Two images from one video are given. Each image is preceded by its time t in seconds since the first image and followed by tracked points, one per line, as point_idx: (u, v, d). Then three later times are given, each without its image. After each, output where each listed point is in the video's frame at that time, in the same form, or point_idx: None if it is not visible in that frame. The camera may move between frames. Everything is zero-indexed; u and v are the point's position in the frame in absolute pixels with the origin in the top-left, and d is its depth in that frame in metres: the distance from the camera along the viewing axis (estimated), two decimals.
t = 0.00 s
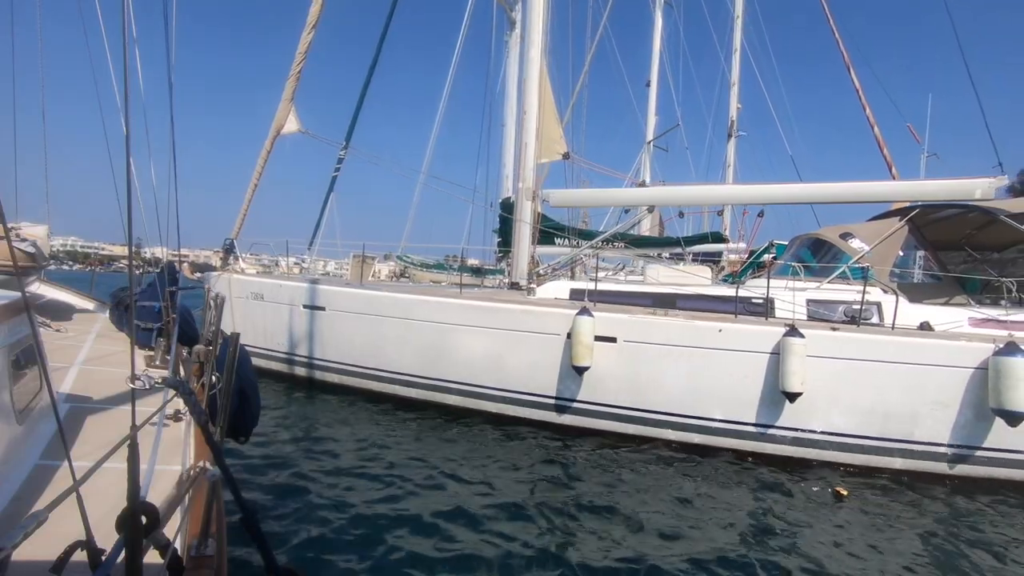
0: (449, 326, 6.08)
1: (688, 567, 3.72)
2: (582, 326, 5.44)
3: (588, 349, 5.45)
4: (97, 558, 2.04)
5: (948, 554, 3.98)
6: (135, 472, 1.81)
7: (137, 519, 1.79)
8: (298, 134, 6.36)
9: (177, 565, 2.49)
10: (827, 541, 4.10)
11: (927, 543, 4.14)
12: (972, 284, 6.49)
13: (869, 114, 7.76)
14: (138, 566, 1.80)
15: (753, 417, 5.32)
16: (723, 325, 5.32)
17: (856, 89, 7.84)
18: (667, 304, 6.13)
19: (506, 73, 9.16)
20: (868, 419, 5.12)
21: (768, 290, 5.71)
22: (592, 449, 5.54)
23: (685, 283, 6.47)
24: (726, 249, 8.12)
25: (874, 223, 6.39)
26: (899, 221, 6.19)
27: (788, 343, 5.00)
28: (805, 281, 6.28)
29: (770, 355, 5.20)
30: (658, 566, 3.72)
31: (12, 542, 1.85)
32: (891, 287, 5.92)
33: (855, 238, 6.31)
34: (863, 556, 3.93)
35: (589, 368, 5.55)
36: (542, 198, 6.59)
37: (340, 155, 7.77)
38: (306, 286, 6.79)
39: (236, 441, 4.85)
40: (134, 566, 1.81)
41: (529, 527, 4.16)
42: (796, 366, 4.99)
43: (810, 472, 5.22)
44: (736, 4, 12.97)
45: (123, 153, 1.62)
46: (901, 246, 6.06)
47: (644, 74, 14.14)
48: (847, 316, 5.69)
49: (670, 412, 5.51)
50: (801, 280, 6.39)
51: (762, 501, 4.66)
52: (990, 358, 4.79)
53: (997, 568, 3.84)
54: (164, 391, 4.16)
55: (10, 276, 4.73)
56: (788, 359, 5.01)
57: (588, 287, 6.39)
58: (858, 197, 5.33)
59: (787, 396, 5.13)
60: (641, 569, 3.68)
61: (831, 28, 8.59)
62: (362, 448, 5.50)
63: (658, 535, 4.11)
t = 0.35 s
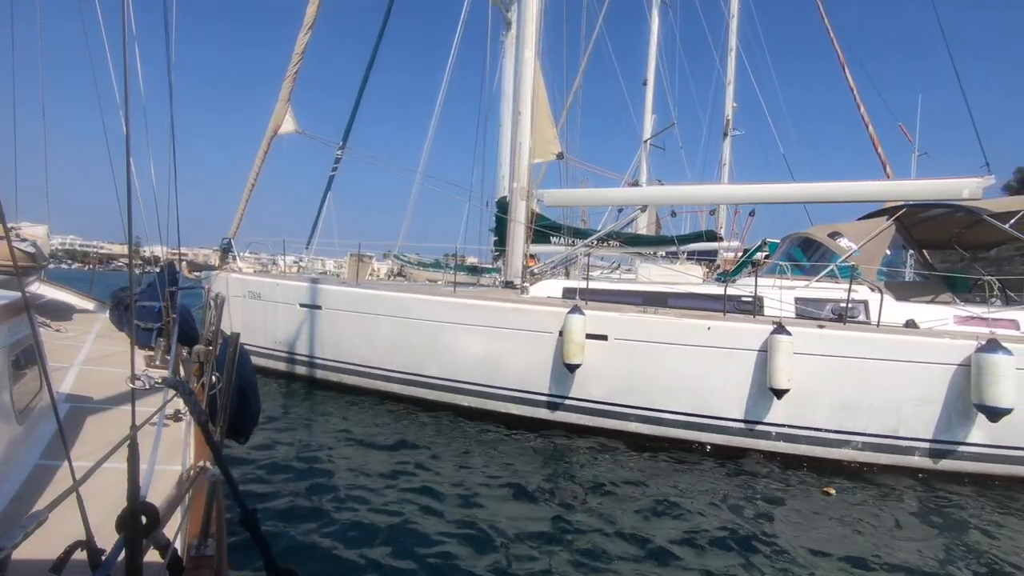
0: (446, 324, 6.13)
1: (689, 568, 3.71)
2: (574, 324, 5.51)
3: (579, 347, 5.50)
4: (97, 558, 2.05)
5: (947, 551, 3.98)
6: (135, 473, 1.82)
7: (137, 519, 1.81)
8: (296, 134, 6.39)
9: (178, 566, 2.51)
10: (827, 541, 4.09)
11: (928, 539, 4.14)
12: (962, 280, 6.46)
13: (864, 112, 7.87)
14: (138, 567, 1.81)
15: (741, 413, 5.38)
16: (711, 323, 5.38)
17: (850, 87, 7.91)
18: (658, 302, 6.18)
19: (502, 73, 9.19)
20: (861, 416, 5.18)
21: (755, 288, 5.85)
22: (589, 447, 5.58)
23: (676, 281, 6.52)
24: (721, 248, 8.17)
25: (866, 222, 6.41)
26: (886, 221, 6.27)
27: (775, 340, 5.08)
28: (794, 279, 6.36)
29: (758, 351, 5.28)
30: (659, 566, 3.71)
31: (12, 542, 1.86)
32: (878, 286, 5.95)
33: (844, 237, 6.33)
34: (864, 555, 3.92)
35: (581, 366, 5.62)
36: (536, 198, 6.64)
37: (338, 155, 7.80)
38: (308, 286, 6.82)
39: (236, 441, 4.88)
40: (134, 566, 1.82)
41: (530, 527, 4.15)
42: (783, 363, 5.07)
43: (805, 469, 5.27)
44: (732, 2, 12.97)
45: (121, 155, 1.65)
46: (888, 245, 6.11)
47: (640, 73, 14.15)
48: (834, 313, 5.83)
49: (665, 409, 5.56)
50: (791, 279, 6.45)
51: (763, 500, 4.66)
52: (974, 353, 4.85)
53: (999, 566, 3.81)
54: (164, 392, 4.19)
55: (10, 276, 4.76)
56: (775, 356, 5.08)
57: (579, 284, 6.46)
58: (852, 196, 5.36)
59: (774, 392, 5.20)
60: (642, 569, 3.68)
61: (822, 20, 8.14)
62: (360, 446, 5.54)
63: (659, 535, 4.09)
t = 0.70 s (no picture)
0: (442, 323, 6.18)
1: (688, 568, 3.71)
2: (565, 322, 5.58)
3: (571, 345, 5.57)
4: (98, 558, 2.08)
5: (945, 551, 3.99)
6: (136, 473, 1.84)
7: (137, 519, 1.82)
8: (292, 134, 6.41)
9: (177, 565, 2.52)
10: (827, 540, 4.09)
11: (926, 538, 4.15)
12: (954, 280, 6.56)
13: (856, 111, 8.10)
14: (138, 566, 1.83)
15: (730, 410, 5.44)
16: (701, 321, 5.44)
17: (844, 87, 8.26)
18: (649, 301, 6.22)
19: (498, 73, 9.23)
20: (853, 412, 5.24)
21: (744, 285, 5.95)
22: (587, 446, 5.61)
23: (667, 280, 6.57)
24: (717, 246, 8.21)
25: (855, 221, 6.47)
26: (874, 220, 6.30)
27: (762, 337, 5.13)
28: (782, 278, 6.40)
29: (746, 349, 5.33)
30: (658, 566, 3.71)
31: (13, 542, 1.88)
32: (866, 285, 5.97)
33: (833, 237, 6.42)
34: (863, 555, 3.92)
35: (572, 363, 5.68)
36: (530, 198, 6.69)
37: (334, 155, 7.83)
38: (306, 284, 6.85)
39: (237, 440, 4.91)
40: (134, 566, 1.83)
41: (529, 525, 4.19)
42: (770, 360, 5.13)
43: (800, 465, 5.32)
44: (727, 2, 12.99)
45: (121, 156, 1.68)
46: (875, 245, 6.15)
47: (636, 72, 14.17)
48: (824, 312, 5.90)
49: (661, 406, 5.61)
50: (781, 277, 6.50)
51: (762, 500, 4.67)
52: (956, 351, 4.92)
53: (997, 566, 3.81)
54: (164, 392, 4.21)
55: (10, 276, 4.79)
56: (763, 353, 5.14)
57: (572, 283, 6.49)
58: (844, 196, 5.39)
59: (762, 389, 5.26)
60: (642, 569, 3.68)
61: (816, 21, 8.77)
62: (360, 443, 5.59)
63: (659, 535, 4.09)
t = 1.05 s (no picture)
0: (436, 322, 6.23)
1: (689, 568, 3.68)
2: (556, 321, 5.66)
3: (562, 342, 5.66)
4: (98, 558, 2.09)
5: (948, 551, 3.97)
6: (136, 473, 1.83)
7: (137, 519, 1.81)
8: (289, 135, 6.44)
9: (177, 566, 2.55)
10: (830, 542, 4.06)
11: (923, 536, 4.17)
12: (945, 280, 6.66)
13: (850, 111, 8.20)
14: (139, 566, 1.82)
15: (718, 405, 5.55)
16: (691, 319, 5.54)
17: (839, 88, 8.31)
18: (642, 300, 6.28)
19: (493, 73, 9.27)
20: (843, 409, 5.34)
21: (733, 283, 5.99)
22: (585, 444, 5.65)
23: (660, 279, 6.62)
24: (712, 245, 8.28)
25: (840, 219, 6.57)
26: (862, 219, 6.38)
27: (749, 334, 5.24)
28: (771, 276, 6.45)
29: (734, 346, 5.43)
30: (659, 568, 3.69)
31: (13, 542, 1.88)
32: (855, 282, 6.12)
33: (821, 234, 6.43)
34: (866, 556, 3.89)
35: (564, 361, 5.77)
36: (524, 198, 6.75)
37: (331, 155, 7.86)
38: (310, 284, 6.86)
39: (237, 440, 4.94)
40: (134, 566, 1.83)
41: (527, 522, 4.22)
42: (757, 356, 5.25)
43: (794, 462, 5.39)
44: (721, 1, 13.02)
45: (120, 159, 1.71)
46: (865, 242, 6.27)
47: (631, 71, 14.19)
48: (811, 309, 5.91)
49: (655, 403, 5.69)
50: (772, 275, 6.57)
51: (765, 501, 4.65)
52: (941, 347, 5.04)
53: (997, 567, 3.81)
54: (164, 392, 4.23)
55: (10, 276, 4.82)
56: (749, 348, 5.25)
57: (565, 282, 6.61)
58: (837, 195, 5.42)
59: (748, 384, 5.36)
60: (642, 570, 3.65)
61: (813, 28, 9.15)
62: (359, 440, 5.66)
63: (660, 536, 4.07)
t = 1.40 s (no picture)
0: (429, 321, 6.28)
1: (688, 568, 3.69)
2: (549, 320, 5.72)
3: (554, 341, 5.72)
4: (97, 558, 2.10)
5: (946, 550, 3.98)
6: (135, 473, 1.82)
7: (137, 520, 1.81)
8: (286, 136, 6.47)
9: (177, 565, 2.57)
10: (830, 541, 4.06)
11: (920, 534, 4.19)
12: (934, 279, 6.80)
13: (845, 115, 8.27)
14: (138, 566, 1.82)
15: (708, 401, 5.62)
16: (680, 317, 5.60)
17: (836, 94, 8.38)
18: (636, 299, 6.33)
19: (489, 74, 9.29)
20: (836, 406, 5.41)
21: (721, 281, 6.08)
22: (582, 442, 5.69)
23: (654, 278, 6.66)
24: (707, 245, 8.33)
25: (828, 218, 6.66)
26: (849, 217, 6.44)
27: (738, 332, 5.31)
28: (761, 275, 6.50)
29: (723, 343, 5.50)
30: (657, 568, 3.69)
31: (13, 542, 1.90)
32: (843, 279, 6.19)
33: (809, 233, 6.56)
34: (864, 556, 3.89)
35: (556, 359, 5.83)
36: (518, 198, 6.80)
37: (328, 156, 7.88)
38: (309, 285, 6.87)
39: (237, 440, 4.97)
40: (134, 567, 1.83)
41: (527, 520, 4.26)
42: (745, 353, 5.33)
43: (789, 459, 5.46)
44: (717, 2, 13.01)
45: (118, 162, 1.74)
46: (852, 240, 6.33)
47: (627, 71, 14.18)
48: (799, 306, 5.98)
49: (651, 402, 5.74)
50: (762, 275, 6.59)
51: (762, 498, 4.68)
52: (925, 343, 5.10)
53: (995, 566, 3.82)
54: (164, 392, 4.26)
55: (11, 276, 4.85)
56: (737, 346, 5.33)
57: (557, 281, 6.68)
58: (831, 195, 5.46)
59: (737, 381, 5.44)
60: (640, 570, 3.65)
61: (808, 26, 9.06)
62: (358, 438, 5.72)
63: (658, 536, 4.08)
